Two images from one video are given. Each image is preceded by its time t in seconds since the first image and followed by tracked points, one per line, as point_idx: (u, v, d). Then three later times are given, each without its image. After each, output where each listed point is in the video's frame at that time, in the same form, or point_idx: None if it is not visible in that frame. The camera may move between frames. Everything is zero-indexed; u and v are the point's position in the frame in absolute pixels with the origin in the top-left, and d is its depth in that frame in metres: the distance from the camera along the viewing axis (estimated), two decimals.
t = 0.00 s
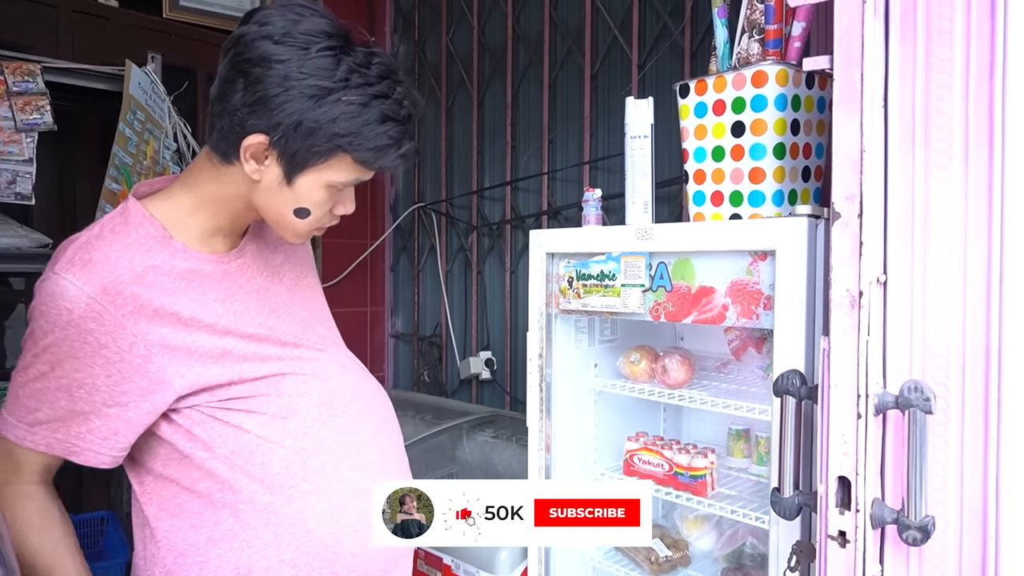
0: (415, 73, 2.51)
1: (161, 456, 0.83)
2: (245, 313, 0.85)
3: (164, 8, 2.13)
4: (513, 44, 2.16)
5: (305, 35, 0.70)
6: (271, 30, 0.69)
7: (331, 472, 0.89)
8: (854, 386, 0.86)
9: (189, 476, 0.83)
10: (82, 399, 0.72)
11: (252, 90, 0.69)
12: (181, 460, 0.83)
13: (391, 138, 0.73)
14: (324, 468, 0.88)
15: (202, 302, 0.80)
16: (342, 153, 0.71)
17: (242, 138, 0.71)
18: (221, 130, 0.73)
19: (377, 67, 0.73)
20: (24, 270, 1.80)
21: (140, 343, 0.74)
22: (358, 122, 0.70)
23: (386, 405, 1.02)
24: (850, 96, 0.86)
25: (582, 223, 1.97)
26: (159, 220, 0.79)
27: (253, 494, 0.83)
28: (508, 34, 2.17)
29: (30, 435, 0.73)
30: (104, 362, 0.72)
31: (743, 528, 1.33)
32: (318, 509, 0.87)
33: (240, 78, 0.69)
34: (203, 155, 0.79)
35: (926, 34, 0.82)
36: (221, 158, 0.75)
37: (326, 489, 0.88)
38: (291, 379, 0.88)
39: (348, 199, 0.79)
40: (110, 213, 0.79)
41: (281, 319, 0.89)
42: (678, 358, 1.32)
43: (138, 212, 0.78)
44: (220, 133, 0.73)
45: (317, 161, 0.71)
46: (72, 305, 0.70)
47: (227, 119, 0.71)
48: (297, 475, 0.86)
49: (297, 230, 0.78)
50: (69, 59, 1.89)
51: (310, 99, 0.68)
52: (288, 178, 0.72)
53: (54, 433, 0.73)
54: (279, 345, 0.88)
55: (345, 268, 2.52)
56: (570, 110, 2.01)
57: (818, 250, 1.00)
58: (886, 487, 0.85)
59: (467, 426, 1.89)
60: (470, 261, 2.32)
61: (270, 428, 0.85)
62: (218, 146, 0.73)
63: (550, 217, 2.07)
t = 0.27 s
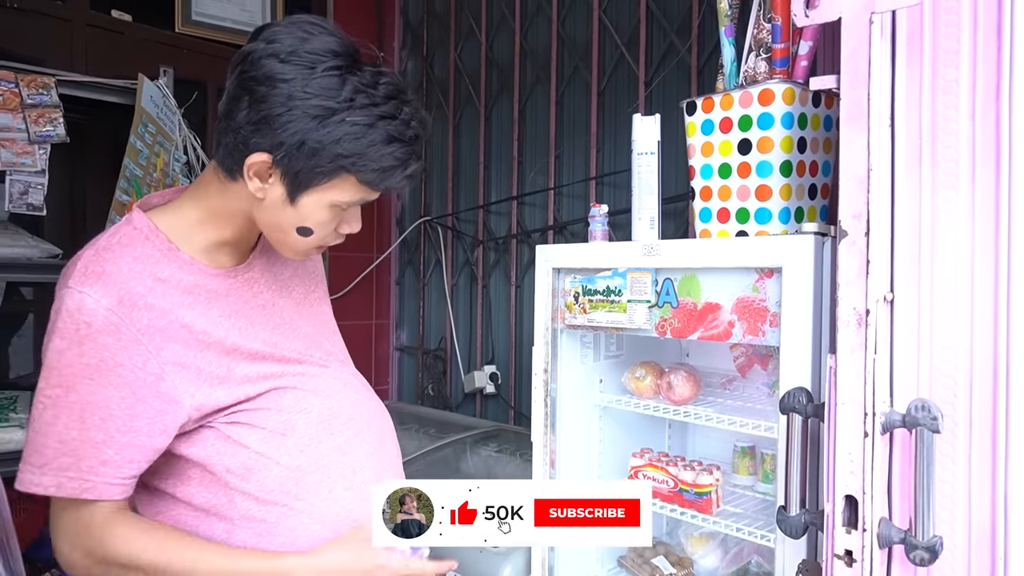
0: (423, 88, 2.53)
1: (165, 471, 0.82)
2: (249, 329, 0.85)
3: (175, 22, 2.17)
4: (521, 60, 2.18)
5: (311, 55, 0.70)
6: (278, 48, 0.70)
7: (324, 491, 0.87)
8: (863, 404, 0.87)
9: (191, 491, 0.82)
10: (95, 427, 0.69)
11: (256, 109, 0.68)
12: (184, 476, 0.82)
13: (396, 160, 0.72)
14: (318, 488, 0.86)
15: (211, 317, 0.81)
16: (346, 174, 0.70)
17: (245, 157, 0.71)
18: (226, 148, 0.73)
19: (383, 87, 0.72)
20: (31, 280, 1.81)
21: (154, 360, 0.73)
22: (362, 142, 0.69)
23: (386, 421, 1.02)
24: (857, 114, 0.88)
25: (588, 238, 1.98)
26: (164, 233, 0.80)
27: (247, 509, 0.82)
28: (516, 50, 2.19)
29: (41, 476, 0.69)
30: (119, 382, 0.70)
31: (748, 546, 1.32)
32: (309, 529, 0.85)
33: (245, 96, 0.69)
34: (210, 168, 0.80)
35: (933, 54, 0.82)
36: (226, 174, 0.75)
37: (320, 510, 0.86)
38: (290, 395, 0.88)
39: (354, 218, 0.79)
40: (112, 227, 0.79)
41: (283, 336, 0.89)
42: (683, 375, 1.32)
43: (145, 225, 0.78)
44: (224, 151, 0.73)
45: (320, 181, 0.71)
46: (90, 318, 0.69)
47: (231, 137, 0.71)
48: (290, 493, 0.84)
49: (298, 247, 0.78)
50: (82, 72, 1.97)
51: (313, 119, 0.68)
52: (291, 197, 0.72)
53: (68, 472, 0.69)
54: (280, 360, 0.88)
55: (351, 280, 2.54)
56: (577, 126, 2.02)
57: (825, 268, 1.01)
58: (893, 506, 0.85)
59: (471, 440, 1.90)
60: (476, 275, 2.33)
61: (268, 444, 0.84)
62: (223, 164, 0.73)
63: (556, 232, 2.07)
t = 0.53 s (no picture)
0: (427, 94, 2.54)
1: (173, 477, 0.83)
2: (268, 335, 0.85)
3: (181, 29, 2.19)
4: (525, 67, 2.19)
5: (318, 61, 0.70)
6: (284, 53, 0.69)
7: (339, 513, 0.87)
8: (870, 411, 0.86)
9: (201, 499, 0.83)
10: (133, 439, 0.70)
11: (263, 116, 0.68)
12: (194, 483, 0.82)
13: (404, 166, 0.71)
14: (332, 512, 0.87)
15: (230, 323, 0.81)
16: (354, 181, 0.70)
17: (252, 163, 0.71)
18: (233, 154, 0.73)
19: (392, 93, 0.72)
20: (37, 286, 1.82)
21: (175, 369, 0.74)
22: (370, 149, 0.69)
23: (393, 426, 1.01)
24: (863, 121, 0.87)
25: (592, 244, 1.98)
26: (173, 243, 0.80)
27: (261, 528, 0.83)
28: (519, 57, 2.20)
29: (76, 493, 0.69)
30: (146, 394, 0.71)
31: (754, 553, 1.32)
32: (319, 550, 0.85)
33: (252, 102, 0.69)
34: (214, 175, 0.80)
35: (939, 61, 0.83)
36: (233, 181, 0.75)
37: (330, 533, 0.86)
38: (313, 413, 0.87)
39: (362, 224, 0.79)
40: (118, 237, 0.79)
41: (301, 345, 0.90)
42: (689, 381, 1.32)
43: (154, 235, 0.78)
44: (232, 157, 0.73)
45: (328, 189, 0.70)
46: (112, 331, 0.69)
47: (238, 143, 0.71)
48: (305, 513, 0.85)
49: (309, 256, 0.78)
50: (88, 79, 1.98)
51: (321, 126, 0.68)
52: (299, 205, 0.72)
53: (109, 484, 0.70)
54: (304, 377, 0.87)
55: (355, 286, 2.54)
56: (581, 132, 2.03)
57: (831, 273, 1.01)
58: (902, 513, 0.85)
59: (475, 446, 1.89)
60: (480, 281, 2.33)
61: (288, 463, 0.83)
62: (230, 170, 0.74)
63: (560, 238, 2.08)
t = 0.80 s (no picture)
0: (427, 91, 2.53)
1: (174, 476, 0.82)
2: (284, 341, 0.84)
3: (181, 26, 2.17)
4: (526, 63, 2.18)
5: (351, 80, 0.65)
6: (316, 70, 0.65)
7: (338, 526, 0.87)
8: (875, 406, 0.85)
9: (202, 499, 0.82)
10: (147, 444, 0.69)
11: (293, 135, 0.64)
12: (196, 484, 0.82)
13: (435, 188, 0.69)
14: (331, 523, 0.87)
15: (246, 328, 0.80)
16: (385, 203, 0.67)
17: (279, 181, 0.67)
18: (257, 168, 0.69)
19: (425, 112, 0.68)
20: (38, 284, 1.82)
21: (195, 374, 0.73)
22: (404, 173, 0.65)
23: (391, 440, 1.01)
24: (867, 116, 0.87)
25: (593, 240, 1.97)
26: (190, 244, 0.79)
27: (259, 533, 0.83)
28: (520, 53, 2.19)
29: (87, 493, 0.68)
30: (164, 397, 0.70)
31: (757, 549, 1.32)
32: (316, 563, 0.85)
33: (281, 120, 0.65)
34: (236, 177, 0.78)
35: (943, 55, 0.82)
36: (256, 192, 0.71)
37: (328, 544, 0.86)
38: (323, 425, 0.86)
39: (385, 237, 0.76)
40: (135, 234, 0.78)
41: (313, 351, 0.89)
42: (691, 377, 1.32)
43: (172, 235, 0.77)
44: (256, 171, 0.69)
45: (357, 209, 0.67)
46: (132, 335, 0.68)
47: (264, 160, 0.67)
48: (305, 524, 0.84)
49: (331, 267, 0.76)
50: (88, 77, 1.97)
51: (355, 150, 0.64)
52: (326, 221, 0.69)
53: (121, 489, 0.69)
54: (318, 388, 0.87)
55: (355, 283, 2.54)
56: (581, 129, 2.02)
57: (834, 268, 1.00)
58: (906, 508, 0.85)
59: (476, 443, 1.89)
60: (481, 277, 2.33)
61: (294, 473, 0.83)
62: (253, 183, 0.70)
63: (561, 235, 2.07)
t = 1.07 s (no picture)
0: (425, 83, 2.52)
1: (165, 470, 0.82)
2: (279, 341, 0.85)
3: (177, 17, 2.16)
4: (524, 54, 2.17)
5: (373, 93, 0.64)
6: (338, 80, 0.64)
7: (315, 534, 0.88)
8: (872, 398, 0.85)
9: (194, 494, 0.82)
10: (127, 433, 0.69)
11: (308, 142, 0.64)
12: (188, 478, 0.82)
13: (445, 204, 0.69)
14: (310, 530, 0.87)
15: (242, 326, 0.81)
16: (394, 215, 0.67)
17: (291, 185, 0.67)
18: (269, 168, 0.68)
19: (443, 129, 0.68)
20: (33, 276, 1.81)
21: (185, 368, 0.73)
22: (416, 188, 0.65)
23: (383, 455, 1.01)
24: (866, 106, 0.87)
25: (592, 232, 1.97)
26: (194, 236, 0.79)
27: (238, 532, 0.84)
28: (518, 44, 2.18)
29: (65, 479, 0.68)
30: (149, 389, 0.70)
31: (754, 541, 1.31)
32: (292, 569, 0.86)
33: (298, 126, 0.64)
34: (247, 175, 0.78)
35: (944, 45, 0.82)
36: (267, 192, 0.71)
37: (303, 551, 0.87)
38: (312, 430, 0.87)
39: (392, 246, 0.77)
40: (141, 222, 0.78)
41: (310, 353, 0.89)
42: (689, 369, 1.32)
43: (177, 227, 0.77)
44: (267, 170, 0.68)
45: (365, 219, 0.68)
46: (124, 323, 0.68)
47: (278, 162, 0.66)
48: (283, 528, 0.85)
49: (336, 272, 0.76)
50: (83, 68, 1.96)
51: (369, 162, 0.64)
52: (334, 229, 0.69)
53: (95, 477, 0.68)
54: (308, 392, 0.87)
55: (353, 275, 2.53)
56: (579, 121, 2.02)
57: (832, 260, 1.00)
58: (901, 499, 0.85)
59: (474, 436, 1.90)
60: (478, 270, 2.32)
61: (277, 476, 0.84)
62: (264, 182, 0.69)
63: (559, 227, 2.07)
